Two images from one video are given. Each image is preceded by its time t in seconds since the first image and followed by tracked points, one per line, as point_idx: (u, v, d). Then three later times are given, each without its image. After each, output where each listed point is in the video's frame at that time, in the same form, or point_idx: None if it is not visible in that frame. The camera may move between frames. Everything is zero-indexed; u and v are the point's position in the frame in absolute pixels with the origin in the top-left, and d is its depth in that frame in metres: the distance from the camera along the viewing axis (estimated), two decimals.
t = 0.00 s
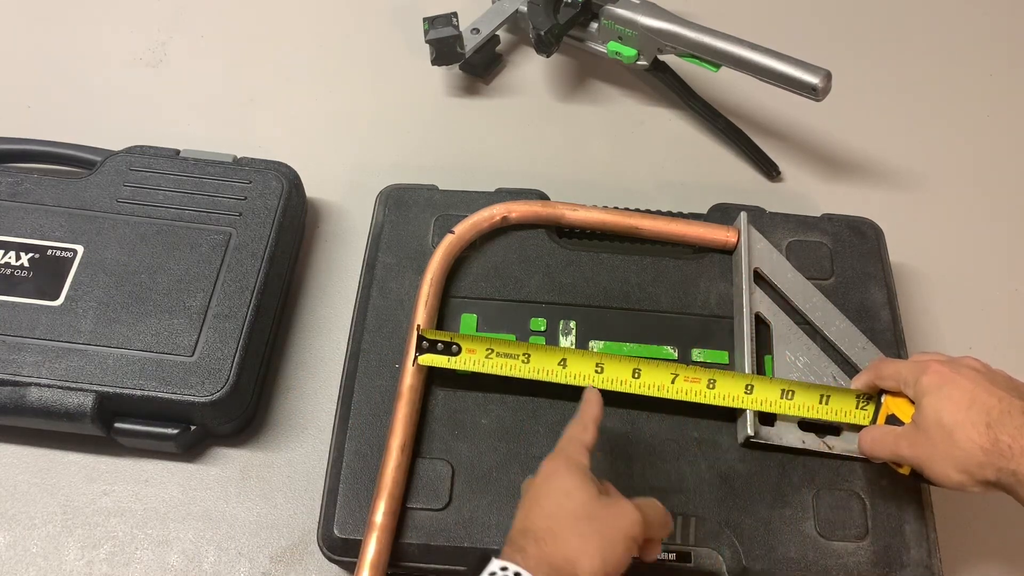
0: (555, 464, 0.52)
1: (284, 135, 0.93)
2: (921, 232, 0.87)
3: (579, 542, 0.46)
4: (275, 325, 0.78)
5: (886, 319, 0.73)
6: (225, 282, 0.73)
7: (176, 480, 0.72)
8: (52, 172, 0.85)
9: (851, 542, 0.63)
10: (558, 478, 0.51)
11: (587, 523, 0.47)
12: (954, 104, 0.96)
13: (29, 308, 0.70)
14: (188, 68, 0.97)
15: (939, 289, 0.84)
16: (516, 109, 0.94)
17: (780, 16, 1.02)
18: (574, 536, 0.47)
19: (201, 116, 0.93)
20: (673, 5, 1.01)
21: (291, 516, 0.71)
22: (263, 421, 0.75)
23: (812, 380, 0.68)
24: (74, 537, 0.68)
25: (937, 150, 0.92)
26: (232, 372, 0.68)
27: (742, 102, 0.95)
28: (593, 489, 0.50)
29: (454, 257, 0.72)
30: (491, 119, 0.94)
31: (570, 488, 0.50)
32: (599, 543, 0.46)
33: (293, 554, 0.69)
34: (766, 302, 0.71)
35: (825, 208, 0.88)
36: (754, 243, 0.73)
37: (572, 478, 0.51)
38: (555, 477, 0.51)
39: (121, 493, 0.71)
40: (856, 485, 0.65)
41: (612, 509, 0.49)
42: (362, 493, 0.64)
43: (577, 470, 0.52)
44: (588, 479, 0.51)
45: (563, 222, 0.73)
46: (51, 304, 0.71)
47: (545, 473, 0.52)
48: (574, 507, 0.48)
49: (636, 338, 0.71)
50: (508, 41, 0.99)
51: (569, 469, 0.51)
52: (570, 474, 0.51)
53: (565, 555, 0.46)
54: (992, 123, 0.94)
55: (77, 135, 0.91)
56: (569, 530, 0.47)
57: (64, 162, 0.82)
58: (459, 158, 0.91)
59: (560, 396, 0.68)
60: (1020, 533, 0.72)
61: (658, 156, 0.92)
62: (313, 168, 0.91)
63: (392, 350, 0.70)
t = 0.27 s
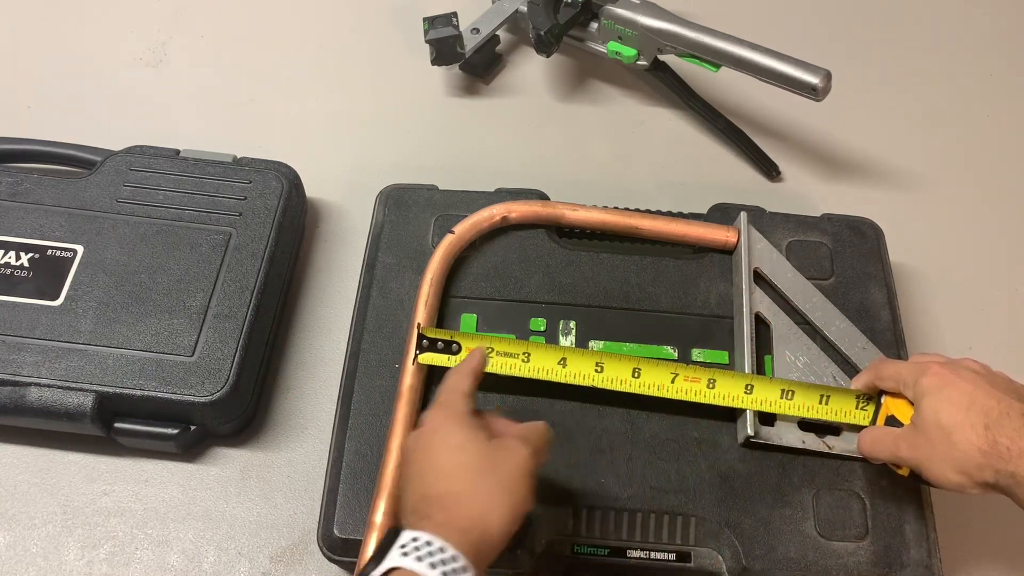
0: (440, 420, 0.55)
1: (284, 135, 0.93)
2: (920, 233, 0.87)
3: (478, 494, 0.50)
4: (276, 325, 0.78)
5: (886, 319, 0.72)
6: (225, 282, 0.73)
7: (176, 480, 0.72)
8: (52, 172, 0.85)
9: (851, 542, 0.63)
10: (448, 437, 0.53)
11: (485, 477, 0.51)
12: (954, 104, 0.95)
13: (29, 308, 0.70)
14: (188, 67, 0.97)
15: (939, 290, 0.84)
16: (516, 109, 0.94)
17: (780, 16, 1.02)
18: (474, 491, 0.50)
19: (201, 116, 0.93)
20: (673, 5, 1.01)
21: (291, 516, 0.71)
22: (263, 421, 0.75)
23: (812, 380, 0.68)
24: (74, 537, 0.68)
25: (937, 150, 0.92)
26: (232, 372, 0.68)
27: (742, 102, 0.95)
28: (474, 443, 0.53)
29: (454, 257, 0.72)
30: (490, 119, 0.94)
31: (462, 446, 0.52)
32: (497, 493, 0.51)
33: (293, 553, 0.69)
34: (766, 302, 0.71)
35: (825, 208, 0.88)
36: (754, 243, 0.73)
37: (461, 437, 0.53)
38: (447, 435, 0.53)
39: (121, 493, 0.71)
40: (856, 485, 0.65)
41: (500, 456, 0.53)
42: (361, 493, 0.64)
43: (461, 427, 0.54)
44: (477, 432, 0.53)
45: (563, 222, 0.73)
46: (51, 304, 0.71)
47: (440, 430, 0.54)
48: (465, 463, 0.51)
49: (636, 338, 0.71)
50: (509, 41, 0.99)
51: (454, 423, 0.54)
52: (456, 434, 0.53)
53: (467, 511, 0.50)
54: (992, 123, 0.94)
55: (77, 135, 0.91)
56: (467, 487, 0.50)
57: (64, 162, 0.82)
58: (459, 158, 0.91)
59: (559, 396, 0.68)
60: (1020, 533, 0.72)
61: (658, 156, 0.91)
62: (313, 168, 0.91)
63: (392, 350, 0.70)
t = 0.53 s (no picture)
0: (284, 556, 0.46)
1: (284, 135, 0.93)
2: (920, 233, 0.87)
3: None
4: (276, 325, 0.78)
5: (886, 319, 0.73)
6: (225, 282, 0.73)
7: (176, 480, 0.72)
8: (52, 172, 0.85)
9: (851, 542, 0.63)
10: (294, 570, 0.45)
11: None
12: (954, 104, 0.96)
13: (29, 308, 0.70)
14: (187, 68, 0.97)
15: (939, 290, 0.84)
16: (516, 109, 0.94)
17: (780, 16, 1.02)
18: None
19: (201, 116, 0.93)
20: (673, 5, 1.01)
21: (291, 517, 0.71)
22: (263, 421, 0.75)
23: (812, 380, 0.68)
24: (74, 537, 0.68)
25: (937, 150, 0.92)
26: (232, 372, 0.68)
27: (742, 102, 0.95)
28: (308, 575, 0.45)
29: (454, 257, 0.72)
30: (490, 120, 0.94)
31: None
32: None
33: (293, 554, 0.69)
34: (766, 302, 0.71)
35: (825, 208, 0.88)
36: (754, 243, 0.73)
37: None
38: None
39: (121, 493, 0.71)
40: (856, 485, 0.65)
41: None
42: (361, 493, 0.64)
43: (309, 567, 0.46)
44: None
45: (563, 222, 0.73)
46: (51, 304, 0.71)
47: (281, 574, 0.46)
48: None
49: (636, 338, 0.71)
50: (509, 41, 0.99)
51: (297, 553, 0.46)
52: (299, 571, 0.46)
53: None
54: (992, 123, 0.94)
55: (77, 134, 0.91)
56: None
57: (64, 162, 0.82)
58: (459, 158, 0.91)
59: (559, 396, 0.68)
60: (1020, 533, 0.72)
61: (658, 156, 0.91)
62: (313, 168, 0.91)
63: (392, 350, 0.70)
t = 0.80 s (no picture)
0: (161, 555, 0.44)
1: (284, 135, 0.93)
2: (920, 233, 0.87)
3: None
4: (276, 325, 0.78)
5: (886, 319, 0.73)
6: (225, 282, 0.73)
7: (176, 480, 0.72)
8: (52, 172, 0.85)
9: (851, 542, 0.63)
10: None
11: None
12: (954, 104, 0.96)
13: (29, 308, 0.70)
14: (186, 68, 0.97)
15: (939, 290, 0.84)
16: (516, 109, 0.94)
17: (780, 16, 1.02)
18: None
19: (200, 116, 0.93)
20: (673, 5, 1.01)
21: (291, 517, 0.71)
22: (263, 421, 0.75)
23: (812, 380, 0.68)
24: (74, 537, 0.68)
25: (937, 149, 0.92)
26: (232, 372, 0.68)
27: (742, 102, 0.95)
28: None
29: (454, 257, 0.72)
30: (490, 120, 0.94)
31: None
32: None
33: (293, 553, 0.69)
34: (766, 302, 0.71)
35: (825, 208, 0.88)
36: (754, 243, 0.73)
37: None
38: None
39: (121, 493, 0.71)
40: (856, 485, 0.65)
41: None
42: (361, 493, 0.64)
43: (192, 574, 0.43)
44: None
45: (563, 222, 0.73)
46: (52, 304, 0.71)
47: None
48: None
49: (636, 338, 0.71)
50: (509, 41, 0.99)
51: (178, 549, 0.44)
52: None
53: None
54: (992, 123, 0.94)
55: (76, 135, 0.91)
56: None
57: (64, 162, 0.82)
58: (459, 158, 0.91)
59: (559, 396, 0.68)
60: (1020, 533, 0.72)
61: (658, 156, 0.91)
62: (312, 168, 0.91)
63: (391, 350, 0.70)
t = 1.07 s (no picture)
0: (230, 439, 0.47)
1: (284, 135, 0.93)
2: (920, 232, 0.87)
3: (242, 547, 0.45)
4: (276, 325, 0.78)
5: (886, 319, 0.73)
6: (225, 282, 0.73)
7: (176, 480, 0.72)
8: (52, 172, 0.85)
9: (851, 542, 0.63)
10: (231, 464, 0.47)
11: (266, 521, 0.46)
12: (954, 104, 0.96)
13: (29, 308, 0.70)
14: (186, 68, 0.97)
15: (939, 290, 0.84)
16: (516, 109, 0.94)
17: (780, 16, 1.02)
18: (237, 540, 0.45)
19: (200, 117, 0.93)
20: (673, 5, 1.01)
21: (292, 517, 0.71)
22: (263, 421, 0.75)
23: (812, 380, 0.68)
24: (74, 537, 0.68)
25: (936, 149, 0.92)
26: (232, 372, 0.68)
27: (742, 102, 0.95)
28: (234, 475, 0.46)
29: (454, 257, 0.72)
30: (490, 119, 0.94)
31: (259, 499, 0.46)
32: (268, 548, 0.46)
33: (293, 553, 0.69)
34: (766, 302, 0.71)
35: (824, 208, 0.88)
36: (754, 243, 0.73)
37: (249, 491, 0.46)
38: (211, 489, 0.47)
39: (121, 493, 0.71)
40: (856, 485, 0.65)
41: (283, 515, 0.48)
42: (361, 493, 0.64)
43: (250, 474, 0.47)
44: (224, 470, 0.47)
45: (563, 222, 0.73)
46: (51, 304, 0.71)
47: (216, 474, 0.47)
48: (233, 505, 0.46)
49: (636, 338, 0.71)
50: (509, 41, 0.99)
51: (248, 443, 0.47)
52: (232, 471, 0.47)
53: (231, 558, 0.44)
54: (992, 122, 0.94)
55: (77, 135, 0.91)
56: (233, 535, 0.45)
57: (64, 162, 0.82)
58: (459, 158, 0.91)
59: (559, 396, 0.68)
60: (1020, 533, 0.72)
61: (658, 156, 0.91)
62: (313, 168, 0.91)
63: (391, 350, 0.70)
